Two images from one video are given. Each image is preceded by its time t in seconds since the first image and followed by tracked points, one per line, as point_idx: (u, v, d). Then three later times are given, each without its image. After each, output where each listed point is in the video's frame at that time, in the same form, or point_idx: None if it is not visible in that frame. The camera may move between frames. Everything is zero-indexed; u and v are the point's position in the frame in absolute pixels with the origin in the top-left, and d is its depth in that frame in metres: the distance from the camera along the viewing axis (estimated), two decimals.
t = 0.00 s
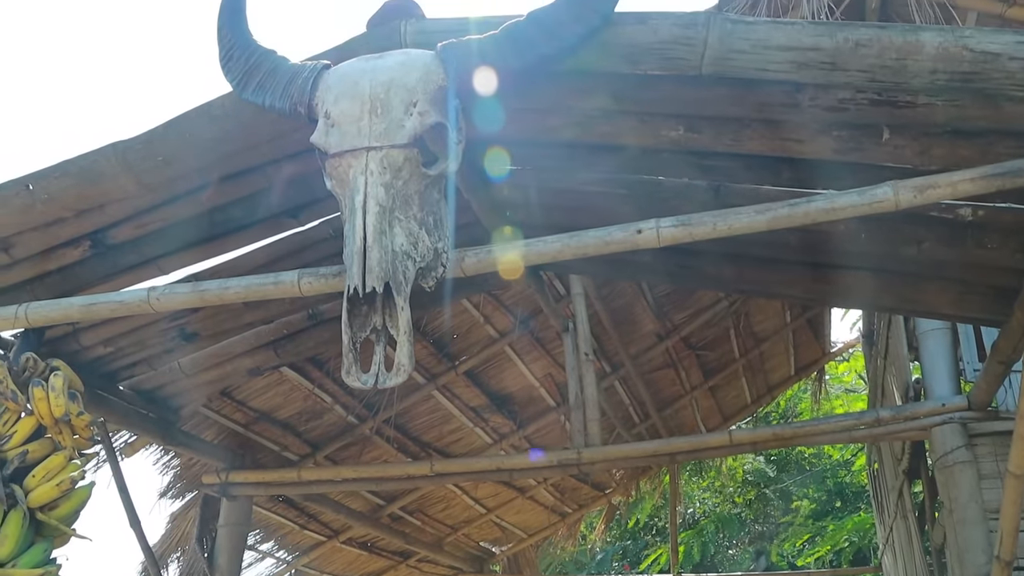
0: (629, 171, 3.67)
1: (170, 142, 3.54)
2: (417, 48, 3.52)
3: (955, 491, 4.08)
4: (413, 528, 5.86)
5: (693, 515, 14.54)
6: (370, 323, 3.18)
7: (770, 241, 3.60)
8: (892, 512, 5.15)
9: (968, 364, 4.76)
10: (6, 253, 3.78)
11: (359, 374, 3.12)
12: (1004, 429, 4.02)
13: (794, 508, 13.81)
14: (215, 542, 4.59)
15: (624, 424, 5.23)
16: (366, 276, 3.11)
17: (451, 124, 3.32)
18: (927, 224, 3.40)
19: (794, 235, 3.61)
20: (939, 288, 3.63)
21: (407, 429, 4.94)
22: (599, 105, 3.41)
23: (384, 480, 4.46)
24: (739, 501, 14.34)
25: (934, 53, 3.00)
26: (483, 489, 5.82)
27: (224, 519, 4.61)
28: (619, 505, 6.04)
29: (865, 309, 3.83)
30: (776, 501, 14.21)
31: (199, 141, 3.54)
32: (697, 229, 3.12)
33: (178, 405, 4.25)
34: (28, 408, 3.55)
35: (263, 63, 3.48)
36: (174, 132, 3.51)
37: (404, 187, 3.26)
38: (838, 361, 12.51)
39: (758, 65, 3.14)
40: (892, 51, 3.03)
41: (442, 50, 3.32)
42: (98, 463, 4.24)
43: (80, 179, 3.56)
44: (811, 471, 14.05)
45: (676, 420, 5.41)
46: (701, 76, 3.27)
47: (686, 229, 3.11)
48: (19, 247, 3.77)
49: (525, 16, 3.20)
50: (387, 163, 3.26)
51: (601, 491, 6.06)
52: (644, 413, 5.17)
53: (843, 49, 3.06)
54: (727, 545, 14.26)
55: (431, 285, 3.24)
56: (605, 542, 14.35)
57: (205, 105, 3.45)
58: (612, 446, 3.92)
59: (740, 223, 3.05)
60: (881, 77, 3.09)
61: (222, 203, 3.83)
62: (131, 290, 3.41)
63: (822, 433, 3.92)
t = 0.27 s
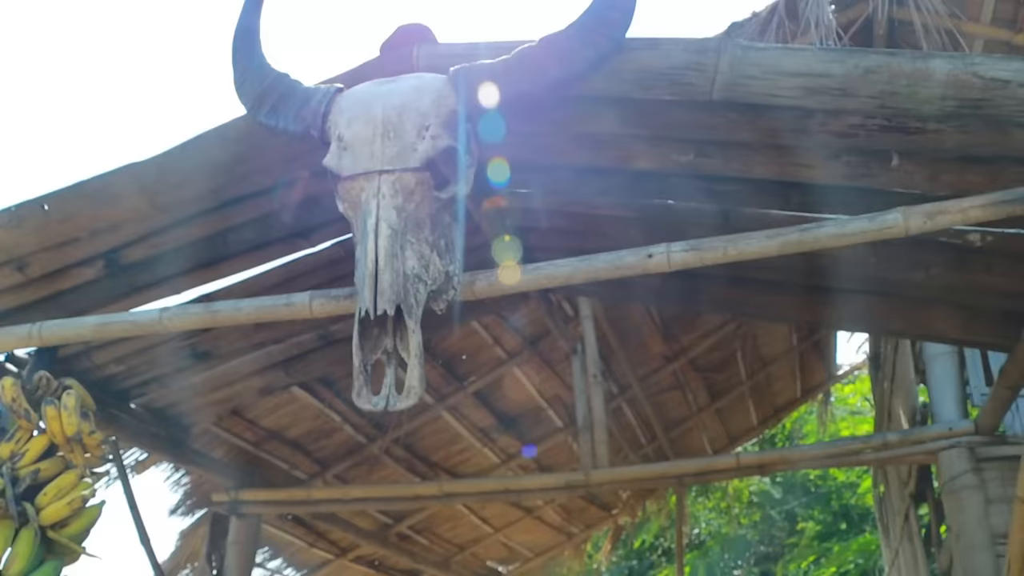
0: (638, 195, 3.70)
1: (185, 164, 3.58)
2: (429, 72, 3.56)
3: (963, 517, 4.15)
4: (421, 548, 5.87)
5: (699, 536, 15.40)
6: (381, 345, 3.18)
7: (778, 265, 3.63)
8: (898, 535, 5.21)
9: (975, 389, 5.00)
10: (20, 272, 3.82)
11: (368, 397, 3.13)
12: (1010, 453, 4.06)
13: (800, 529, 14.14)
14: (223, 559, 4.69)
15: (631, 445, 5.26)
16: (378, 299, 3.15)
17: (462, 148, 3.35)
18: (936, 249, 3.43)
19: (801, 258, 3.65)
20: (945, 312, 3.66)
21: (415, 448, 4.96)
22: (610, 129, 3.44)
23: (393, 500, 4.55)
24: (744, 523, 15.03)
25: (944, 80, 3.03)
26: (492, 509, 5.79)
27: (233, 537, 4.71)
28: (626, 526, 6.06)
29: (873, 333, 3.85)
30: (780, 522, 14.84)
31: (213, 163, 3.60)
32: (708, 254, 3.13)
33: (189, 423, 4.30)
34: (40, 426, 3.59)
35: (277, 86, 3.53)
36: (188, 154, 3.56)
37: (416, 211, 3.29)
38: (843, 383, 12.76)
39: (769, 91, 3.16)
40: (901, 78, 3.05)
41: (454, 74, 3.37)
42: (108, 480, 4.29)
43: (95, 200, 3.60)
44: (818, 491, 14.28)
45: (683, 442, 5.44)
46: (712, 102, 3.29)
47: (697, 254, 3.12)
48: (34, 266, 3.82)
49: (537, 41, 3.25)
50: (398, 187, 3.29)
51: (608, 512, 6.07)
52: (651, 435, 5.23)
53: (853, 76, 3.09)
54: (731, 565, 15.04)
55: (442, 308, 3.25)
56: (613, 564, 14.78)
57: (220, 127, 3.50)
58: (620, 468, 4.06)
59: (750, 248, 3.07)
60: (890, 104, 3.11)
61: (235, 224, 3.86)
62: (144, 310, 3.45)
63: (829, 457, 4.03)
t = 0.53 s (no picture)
0: (647, 212, 3.69)
1: (199, 176, 3.62)
2: (441, 87, 3.61)
3: (970, 532, 4.18)
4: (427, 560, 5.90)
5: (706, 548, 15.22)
6: (392, 358, 3.21)
7: (785, 281, 3.67)
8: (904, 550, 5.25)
9: (982, 405, 5.11)
10: (34, 282, 3.86)
11: (379, 410, 3.16)
12: (1016, 470, 4.06)
13: (804, 543, 14.35)
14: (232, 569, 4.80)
15: (638, 459, 5.29)
16: (389, 313, 3.18)
17: (474, 162, 3.38)
18: (946, 265, 3.47)
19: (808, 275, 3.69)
20: (952, 329, 3.70)
21: (424, 460, 4.99)
22: (621, 145, 3.49)
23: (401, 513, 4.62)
24: (749, 536, 15.02)
25: (954, 98, 3.05)
26: (498, 521, 5.84)
27: (242, 547, 4.81)
28: (631, 538, 6.08)
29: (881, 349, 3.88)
30: (785, 535, 14.88)
31: (226, 176, 3.65)
32: (717, 270, 3.16)
33: (200, 432, 4.37)
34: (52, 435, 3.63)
35: (290, 99, 3.58)
36: (202, 167, 3.62)
37: (428, 225, 3.32)
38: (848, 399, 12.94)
39: (780, 108, 3.20)
40: (913, 96, 3.08)
41: (467, 90, 3.42)
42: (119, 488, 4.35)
43: (110, 212, 3.65)
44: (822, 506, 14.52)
45: (690, 456, 5.47)
46: (723, 119, 3.32)
47: (707, 269, 3.15)
48: (48, 276, 3.87)
49: (549, 58, 3.31)
50: (410, 202, 3.32)
51: (614, 524, 6.09)
52: (658, 447, 5.26)
53: (864, 93, 3.12)
54: None
55: (453, 321, 3.28)
56: None
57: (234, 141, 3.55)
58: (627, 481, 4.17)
59: (760, 265, 3.10)
60: (901, 121, 3.13)
61: (247, 237, 3.90)
62: (157, 321, 3.50)
63: (834, 471, 4.09)
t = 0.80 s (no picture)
0: (656, 230, 3.72)
1: (208, 191, 3.63)
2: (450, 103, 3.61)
3: (979, 553, 4.22)
4: None
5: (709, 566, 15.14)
6: (400, 376, 3.19)
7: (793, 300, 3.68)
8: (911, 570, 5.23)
9: (991, 426, 5.16)
10: (41, 295, 3.86)
11: (386, 428, 3.14)
12: None
13: (811, 561, 14.36)
14: None
15: (644, 477, 5.27)
16: (397, 330, 3.15)
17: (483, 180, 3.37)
18: (956, 284, 3.48)
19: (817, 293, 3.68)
20: (962, 348, 3.69)
21: (431, 477, 4.96)
22: (631, 162, 3.48)
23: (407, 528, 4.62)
24: (755, 554, 14.90)
25: (966, 116, 3.05)
26: (504, 538, 5.81)
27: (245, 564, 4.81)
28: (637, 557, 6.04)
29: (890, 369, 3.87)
30: (794, 553, 14.76)
31: (235, 191, 3.65)
32: (728, 289, 3.14)
33: (206, 448, 4.38)
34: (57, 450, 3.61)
35: (300, 115, 3.58)
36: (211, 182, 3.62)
37: (436, 241, 3.30)
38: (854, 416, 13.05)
39: (791, 126, 3.20)
40: (924, 114, 3.08)
41: (477, 106, 3.41)
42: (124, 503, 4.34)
43: (118, 226, 3.66)
44: (828, 524, 14.59)
45: (696, 475, 5.45)
46: (734, 136, 3.32)
47: (717, 287, 3.14)
48: (56, 290, 3.87)
49: (560, 75, 3.33)
50: (419, 218, 3.30)
51: (620, 543, 6.04)
52: (666, 467, 5.23)
53: (876, 111, 3.11)
54: None
55: (461, 339, 3.27)
56: None
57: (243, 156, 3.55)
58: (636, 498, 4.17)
59: (771, 283, 3.09)
60: (913, 139, 3.12)
61: (256, 252, 3.90)
62: (163, 336, 3.49)
63: (842, 491, 4.09)
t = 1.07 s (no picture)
0: (664, 246, 3.71)
1: (212, 206, 3.61)
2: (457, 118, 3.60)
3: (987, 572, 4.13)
4: None
5: None
6: (405, 394, 3.15)
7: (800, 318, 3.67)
8: None
9: (997, 444, 5.19)
10: (43, 309, 3.84)
11: (391, 446, 3.11)
12: None
13: None
14: None
15: (649, 494, 5.28)
16: (402, 347, 3.13)
17: (489, 197, 3.35)
18: (965, 303, 3.48)
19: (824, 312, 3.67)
20: (969, 367, 3.68)
21: (434, 495, 4.92)
22: (638, 178, 3.47)
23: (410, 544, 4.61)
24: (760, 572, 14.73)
25: (975, 134, 3.03)
26: (507, 555, 5.78)
27: None
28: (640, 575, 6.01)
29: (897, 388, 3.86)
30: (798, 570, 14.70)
31: (240, 205, 3.63)
32: (736, 307, 3.12)
33: (209, 463, 4.37)
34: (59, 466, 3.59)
35: (306, 129, 3.57)
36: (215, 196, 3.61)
37: (442, 258, 3.28)
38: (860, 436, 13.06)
39: (799, 143, 3.19)
40: (934, 131, 3.06)
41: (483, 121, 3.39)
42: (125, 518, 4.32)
43: (122, 241, 3.64)
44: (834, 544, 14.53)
45: (701, 491, 5.46)
46: (743, 152, 3.30)
47: (725, 305, 3.11)
48: (59, 304, 3.85)
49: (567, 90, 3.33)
50: (426, 234, 3.28)
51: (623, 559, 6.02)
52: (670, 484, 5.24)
53: (884, 127, 3.10)
54: None
55: (467, 356, 3.24)
56: None
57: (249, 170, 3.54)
58: (639, 518, 4.14)
59: (780, 301, 3.06)
60: (922, 157, 3.11)
61: (261, 267, 3.88)
62: (166, 351, 3.47)
63: (845, 509, 4.11)
